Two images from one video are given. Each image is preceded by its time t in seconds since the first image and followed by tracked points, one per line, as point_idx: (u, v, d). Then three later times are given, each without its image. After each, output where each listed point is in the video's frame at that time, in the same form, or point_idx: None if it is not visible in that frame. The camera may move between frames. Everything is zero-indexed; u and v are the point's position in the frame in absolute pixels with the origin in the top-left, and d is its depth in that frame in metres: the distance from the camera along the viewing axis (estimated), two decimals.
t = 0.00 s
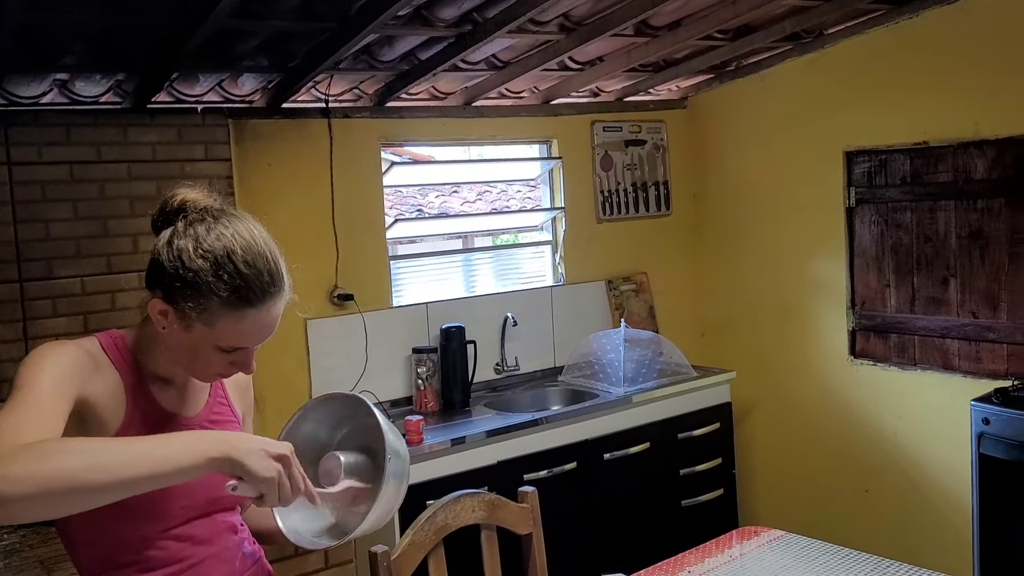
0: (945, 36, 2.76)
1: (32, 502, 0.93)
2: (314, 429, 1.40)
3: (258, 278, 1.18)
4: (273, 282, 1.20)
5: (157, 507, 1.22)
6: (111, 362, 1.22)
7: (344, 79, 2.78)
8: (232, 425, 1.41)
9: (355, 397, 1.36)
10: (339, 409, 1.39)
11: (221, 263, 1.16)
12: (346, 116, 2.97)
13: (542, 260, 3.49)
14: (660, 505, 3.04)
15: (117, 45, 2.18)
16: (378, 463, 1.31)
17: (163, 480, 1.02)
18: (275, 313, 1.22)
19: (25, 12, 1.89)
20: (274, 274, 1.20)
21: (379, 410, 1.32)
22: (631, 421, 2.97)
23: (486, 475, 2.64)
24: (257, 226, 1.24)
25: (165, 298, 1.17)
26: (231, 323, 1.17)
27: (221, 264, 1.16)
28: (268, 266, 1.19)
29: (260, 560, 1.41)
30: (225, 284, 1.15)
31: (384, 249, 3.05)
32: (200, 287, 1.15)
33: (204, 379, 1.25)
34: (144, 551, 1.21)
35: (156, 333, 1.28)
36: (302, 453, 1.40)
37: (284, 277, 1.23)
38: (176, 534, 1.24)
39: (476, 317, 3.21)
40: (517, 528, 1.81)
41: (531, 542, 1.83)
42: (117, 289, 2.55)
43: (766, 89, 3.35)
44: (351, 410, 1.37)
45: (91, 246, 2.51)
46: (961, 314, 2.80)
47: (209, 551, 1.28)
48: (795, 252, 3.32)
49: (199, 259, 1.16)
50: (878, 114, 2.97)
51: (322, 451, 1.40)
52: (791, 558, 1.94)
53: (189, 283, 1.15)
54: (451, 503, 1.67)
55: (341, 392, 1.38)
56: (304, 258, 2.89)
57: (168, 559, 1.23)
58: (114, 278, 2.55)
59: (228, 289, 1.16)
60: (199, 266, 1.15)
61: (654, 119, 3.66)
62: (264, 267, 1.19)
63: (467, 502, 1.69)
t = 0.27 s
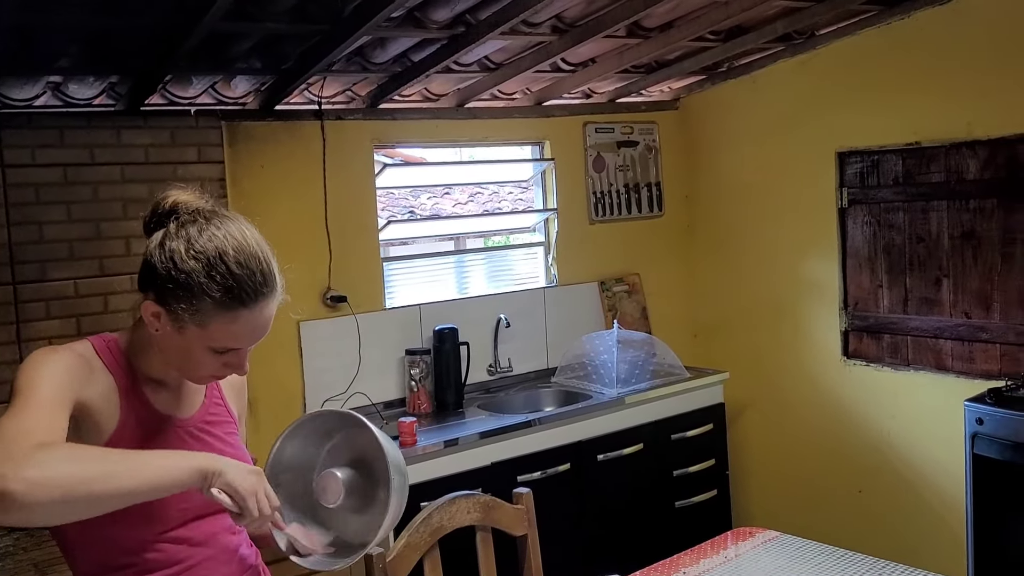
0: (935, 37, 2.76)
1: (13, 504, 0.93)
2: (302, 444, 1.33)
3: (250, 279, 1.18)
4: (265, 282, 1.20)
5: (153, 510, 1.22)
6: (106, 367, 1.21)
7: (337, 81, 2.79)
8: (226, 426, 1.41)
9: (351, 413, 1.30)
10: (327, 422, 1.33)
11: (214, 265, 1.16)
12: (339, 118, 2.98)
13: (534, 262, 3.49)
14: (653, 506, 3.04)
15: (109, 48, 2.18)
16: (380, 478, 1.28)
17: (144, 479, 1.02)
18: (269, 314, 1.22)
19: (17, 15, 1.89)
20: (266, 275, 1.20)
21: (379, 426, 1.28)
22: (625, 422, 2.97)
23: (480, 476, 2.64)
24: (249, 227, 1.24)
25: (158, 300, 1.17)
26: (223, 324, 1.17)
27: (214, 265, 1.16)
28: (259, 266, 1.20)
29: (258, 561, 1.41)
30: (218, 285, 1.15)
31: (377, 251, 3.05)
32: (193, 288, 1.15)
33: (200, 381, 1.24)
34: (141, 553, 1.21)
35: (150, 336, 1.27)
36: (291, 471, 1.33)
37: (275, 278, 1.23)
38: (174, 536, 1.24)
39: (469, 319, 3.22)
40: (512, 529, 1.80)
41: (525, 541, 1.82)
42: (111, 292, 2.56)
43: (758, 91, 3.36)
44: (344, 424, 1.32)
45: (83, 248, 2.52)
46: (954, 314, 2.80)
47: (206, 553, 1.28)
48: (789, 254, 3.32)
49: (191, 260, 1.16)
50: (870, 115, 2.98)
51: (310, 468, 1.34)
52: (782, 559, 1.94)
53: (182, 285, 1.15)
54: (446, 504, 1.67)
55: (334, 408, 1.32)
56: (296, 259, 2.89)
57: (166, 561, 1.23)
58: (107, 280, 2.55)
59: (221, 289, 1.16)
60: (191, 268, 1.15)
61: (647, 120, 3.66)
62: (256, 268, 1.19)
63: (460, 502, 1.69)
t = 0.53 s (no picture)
0: (924, 39, 2.79)
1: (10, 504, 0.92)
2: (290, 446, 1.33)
3: (233, 279, 1.17)
4: (248, 282, 1.20)
5: (142, 509, 1.21)
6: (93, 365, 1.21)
7: (328, 81, 2.78)
8: (218, 425, 1.41)
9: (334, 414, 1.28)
10: (313, 423, 1.32)
11: (196, 264, 1.16)
12: (330, 118, 2.97)
13: (526, 262, 3.50)
14: (645, 505, 3.05)
15: (98, 46, 2.17)
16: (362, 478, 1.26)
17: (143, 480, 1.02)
18: (253, 313, 1.22)
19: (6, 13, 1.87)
20: (249, 275, 1.20)
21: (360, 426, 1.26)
22: (617, 421, 2.98)
23: (472, 476, 2.64)
24: (233, 227, 1.24)
25: (140, 300, 1.16)
26: (205, 325, 1.17)
27: (196, 265, 1.16)
28: (242, 266, 1.19)
29: (247, 562, 1.40)
30: (200, 285, 1.15)
31: (368, 251, 3.04)
32: (175, 288, 1.15)
33: (185, 381, 1.24)
34: (130, 553, 1.20)
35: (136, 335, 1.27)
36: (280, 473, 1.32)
37: (259, 279, 1.23)
38: (163, 535, 1.23)
39: (461, 319, 3.22)
40: (504, 528, 1.81)
41: (518, 542, 1.82)
42: (100, 293, 2.54)
43: (748, 91, 3.38)
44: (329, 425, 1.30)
45: (73, 249, 2.50)
46: (942, 313, 2.82)
47: (195, 553, 1.27)
48: (778, 253, 3.34)
49: (173, 260, 1.15)
50: (859, 115, 3.00)
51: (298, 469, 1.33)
52: (774, 556, 1.95)
53: (164, 285, 1.15)
54: (439, 504, 1.67)
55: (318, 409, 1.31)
56: (288, 260, 2.88)
57: (155, 561, 1.22)
58: (96, 281, 2.53)
59: (203, 289, 1.15)
60: (173, 267, 1.15)
61: (638, 120, 3.68)
62: (239, 267, 1.19)
63: (454, 502, 1.69)
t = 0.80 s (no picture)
0: (911, 42, 2.81)
1: None
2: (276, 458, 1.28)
3: (222, 280, 1.17)
4: (237, 284, 1.20)
5: (128, 514, 1.20)
6: (80, 368, 1.21)
7: (318, 83, 2.77)
8: (203, 429, 1.41)
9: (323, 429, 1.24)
10: (304, 434, 1.28)
11: (184, 266, 1.15)
12: (319, 120, 2.97)
13: (517, 264, 3.50)
14: (635, 506, 3.05)
15: (85, 47, 2.16)
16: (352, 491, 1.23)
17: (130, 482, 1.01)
18: (242, 316, 1.21)
19: None
20: (238, 276, 1.20)
21: (350, 440, 1.22)
22: (607, 424, 2.99)
23: (462, 479, 2.64)
24: (222, 229, 1.24)
25: (128, 303, 1.16)
26: (194, 327, 1.16)
27: (184, 267, 1.15)
28: (231, 268, 1.19)
29: (234, 568, 1.40)
30: (188, 287, 1.15)
31: (358, 254, 3.04)
32: (163, 290, 1.14)
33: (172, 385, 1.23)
34: (117, 557, 1.19)
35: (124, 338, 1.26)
36: (265, 487, 1.28)
37: (247, 281, 1.23)
38: (150, 539, 1.23)
39: (452, 321, 3.21)
40: (492, 531, 1.81)
41: (507, 544, 1.83)
42: (87, 296, 2.52)
43: (737, 94, 3.39)
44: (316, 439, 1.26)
45: (60, 251, 2.49)
46: (929, 315, 2.84)
47: (183, 557, 1.27)
48: (768, 256, 3.35)
49: (161, 262, 1.15)
50: (847, 118, 3.02)
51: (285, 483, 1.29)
52: (763, 557, 1.95)
53: (151, 287, 1.14)
54: (427, 506, 1.67)
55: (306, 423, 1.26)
56: (277, 262, 2.87)
57: (142, 565, 1.21)
58: (84, 284, 2.52)
59: (191, 291, 1.15)
60: (161, 270, 1.15)
61: (628, 123, 3.69)
62: (227, 270, 1.19)
63: (442, 505, 1.69)
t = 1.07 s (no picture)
0: (886, 44, 2.85)
1: None
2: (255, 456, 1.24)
3: (196, 280, 1.17)
4: (212, 283, 1.19)
5: (99, 515, 1.20)
6: (53, 369, 1.20)
7: (297, 83, 2.77)
8: (179, 429, 1.40)
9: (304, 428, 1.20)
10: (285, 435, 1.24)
11: (158, 266, 1.15)
12: (299, 120, 2.96)
13: (498, 264, 3.51)
14: (615, 504, 3.07)
15: (61, 46, 2.14)
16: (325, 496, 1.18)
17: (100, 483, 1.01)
18: (217, 315, 1.21)
19: None
20: (212, 275, 1.19)
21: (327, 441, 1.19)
22: (587, 423, 3.00)
23: (442, 478, 2.64)
24: (197, 228, 1.23)
25: (102, 303, 1.15)
26: (168, 327, 1.16)
27: (158, 267, 1.15)
28: (206, 267, 1.19)
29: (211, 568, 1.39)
30: (162, 287, 1.14)
31: (338, 254, 3.04)
32: (137, 291, 1.14)
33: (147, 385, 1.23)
34: (91, 558, 1.19)
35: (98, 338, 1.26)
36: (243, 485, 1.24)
37: (223, 281, 1.23)
38: (125, 540, 1.22)
39: (433, 321, 3.21)
40: (470, 529, 1.81)
41: (484, 543, 1.83)
42: (64, 296, 2.50)
43: (716, 95, 3.42)
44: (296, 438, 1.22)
45: (36, 252, 2.46)
46: (904, 314, 2.88)
47: (157, 557, 1.26)
48: (746, 255, 3.38)
49: (135, 262, 1.15)
50: (824, 120, 3.05)
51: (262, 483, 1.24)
52: (738, 554, 1.97)
53: (125, 287, 1.14)
54: (404, 505, 1.67)
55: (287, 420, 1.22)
56: (256, 263, 2.87)
57: (116, 566, 1.21)
58: (60, 284, 2.50)
59: (166, 291, 1.15)
60: (135, 269, 1.14)
61: (608, 123, 3.71)
62: (203, 269, 1.19)
63: (420, 503, 1.69)
